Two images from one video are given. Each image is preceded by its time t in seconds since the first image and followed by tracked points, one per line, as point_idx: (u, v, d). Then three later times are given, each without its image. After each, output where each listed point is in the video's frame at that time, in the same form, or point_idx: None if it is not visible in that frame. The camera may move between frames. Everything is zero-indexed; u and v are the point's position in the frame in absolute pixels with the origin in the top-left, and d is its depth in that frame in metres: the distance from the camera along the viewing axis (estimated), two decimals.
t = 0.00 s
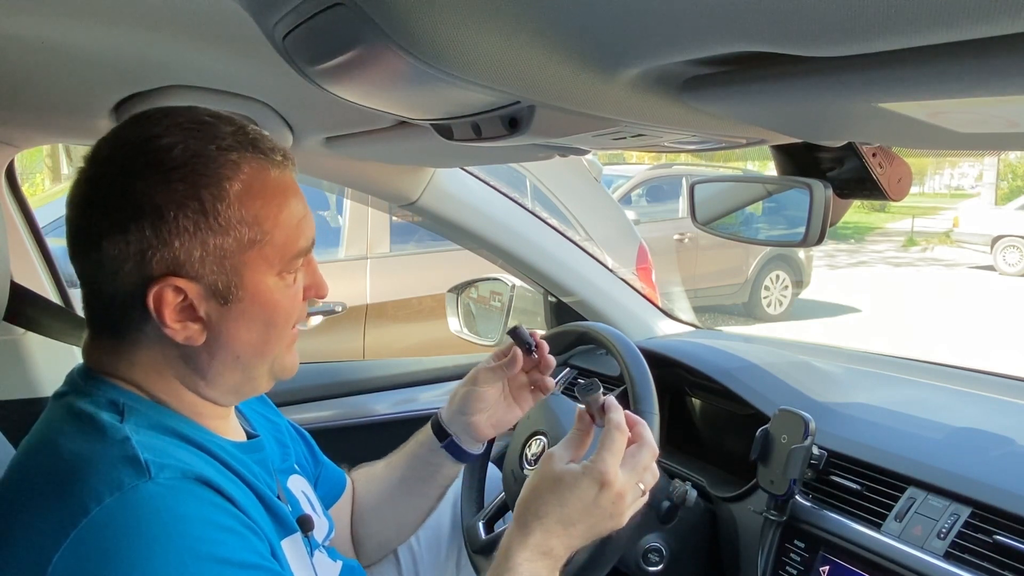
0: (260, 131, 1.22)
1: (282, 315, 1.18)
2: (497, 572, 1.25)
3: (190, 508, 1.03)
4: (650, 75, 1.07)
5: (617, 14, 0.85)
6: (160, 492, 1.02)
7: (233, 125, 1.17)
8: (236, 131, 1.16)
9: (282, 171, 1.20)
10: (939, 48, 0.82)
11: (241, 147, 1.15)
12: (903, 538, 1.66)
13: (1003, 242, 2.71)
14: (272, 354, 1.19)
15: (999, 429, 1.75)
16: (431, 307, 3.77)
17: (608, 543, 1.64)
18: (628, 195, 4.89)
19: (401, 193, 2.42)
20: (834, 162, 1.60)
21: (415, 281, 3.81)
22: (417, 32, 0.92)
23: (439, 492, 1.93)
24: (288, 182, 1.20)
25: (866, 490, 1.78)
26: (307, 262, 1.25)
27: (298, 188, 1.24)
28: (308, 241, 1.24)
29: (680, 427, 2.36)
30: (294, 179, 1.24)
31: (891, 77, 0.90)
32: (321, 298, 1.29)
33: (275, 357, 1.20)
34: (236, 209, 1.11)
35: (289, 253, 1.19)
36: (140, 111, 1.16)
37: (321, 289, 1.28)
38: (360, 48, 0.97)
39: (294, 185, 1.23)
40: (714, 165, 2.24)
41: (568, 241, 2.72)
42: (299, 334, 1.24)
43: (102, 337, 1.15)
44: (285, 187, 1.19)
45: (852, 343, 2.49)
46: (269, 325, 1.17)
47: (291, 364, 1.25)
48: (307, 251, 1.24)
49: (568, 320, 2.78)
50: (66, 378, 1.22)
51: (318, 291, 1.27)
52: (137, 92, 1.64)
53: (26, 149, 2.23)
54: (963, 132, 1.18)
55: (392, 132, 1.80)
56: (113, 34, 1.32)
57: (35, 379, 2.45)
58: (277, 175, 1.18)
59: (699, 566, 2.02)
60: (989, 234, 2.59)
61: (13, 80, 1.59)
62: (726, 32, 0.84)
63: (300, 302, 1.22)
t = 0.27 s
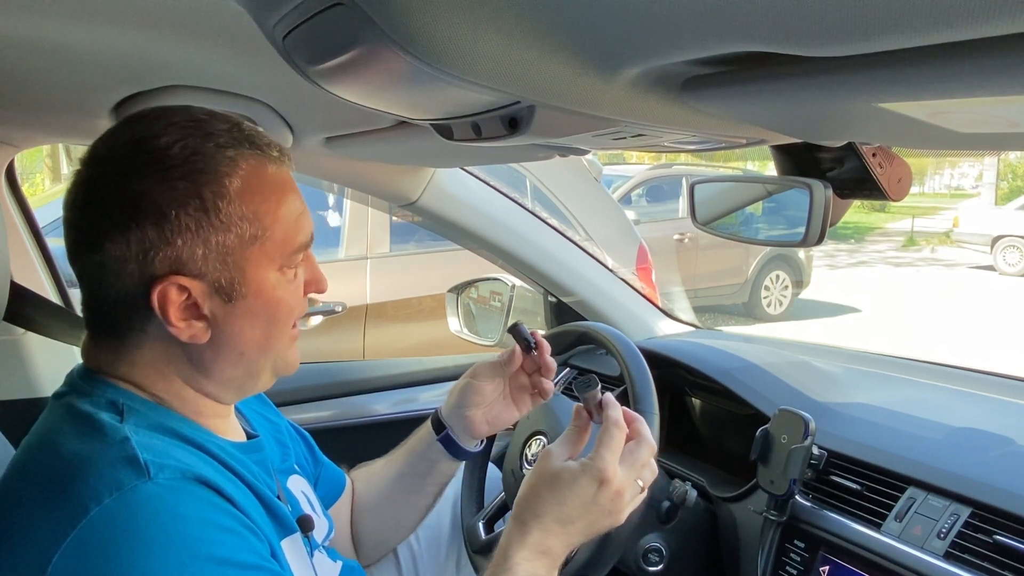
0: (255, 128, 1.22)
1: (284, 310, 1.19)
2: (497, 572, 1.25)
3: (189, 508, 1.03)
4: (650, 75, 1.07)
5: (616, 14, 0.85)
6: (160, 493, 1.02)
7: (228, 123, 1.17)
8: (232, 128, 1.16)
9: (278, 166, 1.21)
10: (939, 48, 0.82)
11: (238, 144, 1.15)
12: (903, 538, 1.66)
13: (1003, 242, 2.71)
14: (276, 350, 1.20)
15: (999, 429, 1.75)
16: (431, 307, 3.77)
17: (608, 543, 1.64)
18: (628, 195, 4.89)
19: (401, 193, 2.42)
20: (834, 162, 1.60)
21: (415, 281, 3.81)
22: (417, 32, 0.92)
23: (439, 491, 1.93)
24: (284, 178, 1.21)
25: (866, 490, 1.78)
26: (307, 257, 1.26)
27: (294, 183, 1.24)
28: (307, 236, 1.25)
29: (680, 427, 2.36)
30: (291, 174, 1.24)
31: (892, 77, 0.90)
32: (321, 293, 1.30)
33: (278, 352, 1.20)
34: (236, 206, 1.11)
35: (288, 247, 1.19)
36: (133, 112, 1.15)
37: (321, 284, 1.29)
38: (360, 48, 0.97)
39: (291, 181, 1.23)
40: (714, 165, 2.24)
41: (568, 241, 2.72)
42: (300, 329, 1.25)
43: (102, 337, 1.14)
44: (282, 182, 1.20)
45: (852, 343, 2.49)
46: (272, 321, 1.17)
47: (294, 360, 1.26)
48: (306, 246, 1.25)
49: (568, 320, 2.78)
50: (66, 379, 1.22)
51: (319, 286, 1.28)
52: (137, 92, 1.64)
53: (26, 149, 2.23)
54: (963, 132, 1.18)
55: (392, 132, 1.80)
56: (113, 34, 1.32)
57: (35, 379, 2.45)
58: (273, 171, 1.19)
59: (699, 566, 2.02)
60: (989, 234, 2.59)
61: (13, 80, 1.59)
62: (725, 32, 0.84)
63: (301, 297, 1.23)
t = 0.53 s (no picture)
0: (256, 125, 1.23)
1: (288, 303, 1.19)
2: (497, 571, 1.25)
3: (190, 508, 1.03)
4: (650, 75, 1.07)
5: (616, 14, 0.85)
6: (160, 493, 1.02)
7: (232, 119, 1.18)
8: (236, 123, 1.17)
9: (281, 162, 1.22)
10: (938, 48, 0.82)
11: (243, 138, 1.16)
12: (903, 538, 1.66)
13: (1003, 241, 2.71)
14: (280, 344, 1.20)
15: (999, 429, 1.75)
16: (431, 307, 3.77)
17: (608, 543, 1.64)
18: (628, 195, 4.89)
19: (401, 193, 2.41)
20: (834, 162, 1.60)
21: (415, 281, 3.81)
22: (417, 32, 0.91)
23: (439, 491, 1.93)
24: (287, 173, 1.22)
25: (866, 490, 1.78)
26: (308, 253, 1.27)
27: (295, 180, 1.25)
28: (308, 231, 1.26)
29: (680, 427, 2.36)
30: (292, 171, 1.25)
31: (891, 77, 0.90)
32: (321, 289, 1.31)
33: (282, 347, 1.21)
34: (243, 198, 1.12)
35: (291, 240, 1.20)
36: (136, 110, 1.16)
37: (321, 280, 1.30)
38: (360, 48, 0.97)
39: (293, 176, 1.24)
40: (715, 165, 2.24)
41: (568, 241, 2.72)
42: (302, 324, 1.26)
43: (103, 336, 1.14)
44: (285, 177, 1.21)
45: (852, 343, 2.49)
46: (276, 314, 1.18)
47: (297, 356, 1.26)
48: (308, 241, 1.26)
49: (568, 320, 2.78)
50: (66, 379, 1.22)
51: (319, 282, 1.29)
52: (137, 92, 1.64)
53: (26, 149, 2.23)
54: (963, 132, 1.18)
55: (392, 132, 1.80)
56: (113, 34, 1.32)
57: (35, 379, 2.45)
58: (276, 166, 1.20)
59: (699, 566, 2.02)
60: (989, 234, 2.59)
61: (13, 80, 1.59)
62: (725, 32, 0.84)
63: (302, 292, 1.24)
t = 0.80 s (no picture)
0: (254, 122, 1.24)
1: (291, 297, 1.20)
2: (497, 571, 1.26)
3: (190, 508, 1.03)
4: (650, 75, 1.07)
5: (616, 14, 0.85)
6: (160, 492, 1.02)
7: (232, 116, 1.18)
8: (238, 119, 1.18)
9: (280, 157, 1.23)
10: (938, 48, 0.82)
11: (245, 133, 1.16)
12: (903, 538, 1.66)
13: (1003, 241, 2.71)
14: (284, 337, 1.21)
15: (999, 429, 1.75)
16: (431, 307, 3.77)
17: (608, 543, 1.64)
18: (628, 196, 4.89)
19: (401, 193, 2.41)
20: (834, 162, 1.60)
21: (415, 281, 3.81)
22: (417, 32, 0.92)
23: (439, 491, 1.93)
24: (286, 169, 1.23)
25: (866, 490, 1.78)
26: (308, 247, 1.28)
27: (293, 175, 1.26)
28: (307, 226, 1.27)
29: (680, 427, 2.36)
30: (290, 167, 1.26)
31: (891, 77, 0.90)
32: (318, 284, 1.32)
33: (285, 340, 1.21)
34: (248, 191, 1.13)
35: (294, 233, 1.21)
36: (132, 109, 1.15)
37: (319, 276, 1.31)
38: (360, 48, 0.97)
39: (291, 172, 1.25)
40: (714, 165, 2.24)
41: (568, 241, 2.72)
42: (303, 318, 1.27)
43: (104, 335, 1.14)
44: (285, 172, 1.22)
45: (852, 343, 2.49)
46: (280, 306, 1.18)
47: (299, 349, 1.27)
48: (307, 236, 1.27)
49: (568, 320, 2.78)
50: (66, 379, 1.22)
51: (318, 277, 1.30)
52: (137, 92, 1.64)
53: (26, 149, 2.23)
54: (963, 132, 1.18)
55: (392, 132, 1.80)
56: (112, 34, 1.32)
57: (35, 379, 2.45)
58: (277, 161, 1.21)
59: (699, 566, 2.02)
60: (989, 234, 2.59)
61: (13, 80, 1.59)
62: (725, 32, 0.84)
63: (303, 285, 1.25)
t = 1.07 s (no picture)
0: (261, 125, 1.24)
1: (292, 301, 1.20)
2: (498, 571, 1.26)
3: (190, 508, 1.03)
4: (650, 75, 1.07)
5: (616, 14, 0.85)
6: (160, 492, 1.02)
7: (239, 118, 1.18)
8: (242, 122, 1.18)
9: (285, 161, 1.22)
10: (938, 48, 0.82)
11: (250, 135, 1.16)
12: (903, 538, 1.66)
13: (1003, 242, 2.71)
14: (284, 341, 1.20)
15: (1000, 429, 1.75)
16: (431, 307, 3.77)
17: (608, 543, 1.64)
18: (628, 195, 4.89)
19: (401, 193, 2.41)
20: (834, 162, 1.60)
21: (415, 281, 3.81)
22: (417, 32, 0.92)
23: (439, 491, 1.93)
24: (292, 172, 1.23)
25: (866, 490, 1.78)
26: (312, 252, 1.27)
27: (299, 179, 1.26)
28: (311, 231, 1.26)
29: (680, 427, 2.36)
30: (296, 171, 1.26)
31: (891, 77, 0.90)
32: (322, 290, 1.31)
33: (286, 344, 1.21)
34: (250, 193, 1.13)
35: (297, 237, 1.21)
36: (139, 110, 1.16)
37: (323, 281, 1.30)
38: (360, 48, 0.97)
39: (297, 176, 1.25)
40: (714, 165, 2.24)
41: (568, 241, 2.72)
42: (304, 323, 1.26)
43: (105, 335, 1.14)
44: (290, 176, 1.21)
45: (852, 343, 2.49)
46: (281, 310, 1.18)
47: (300, 354, 1.26)
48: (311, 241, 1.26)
49: (568, 319, 2.78)
50: (67, 379, 1.22)
51: (321, 283, 1.29)
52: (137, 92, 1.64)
53: (26, 149, 2.23)
54: (964, 132, 1.18)
55: (392, 132, 1.80)
56: (112, 34, 1.32)
57: (35, 379, 2.45)
58: (283, 164, 1.21)
59: (699, 566, 2.02)
60: (989, 234, 2.59)
61: (13, 80, 1.59)
62: (725, 31, 0.84)
63: (305, 290, 1.24)
